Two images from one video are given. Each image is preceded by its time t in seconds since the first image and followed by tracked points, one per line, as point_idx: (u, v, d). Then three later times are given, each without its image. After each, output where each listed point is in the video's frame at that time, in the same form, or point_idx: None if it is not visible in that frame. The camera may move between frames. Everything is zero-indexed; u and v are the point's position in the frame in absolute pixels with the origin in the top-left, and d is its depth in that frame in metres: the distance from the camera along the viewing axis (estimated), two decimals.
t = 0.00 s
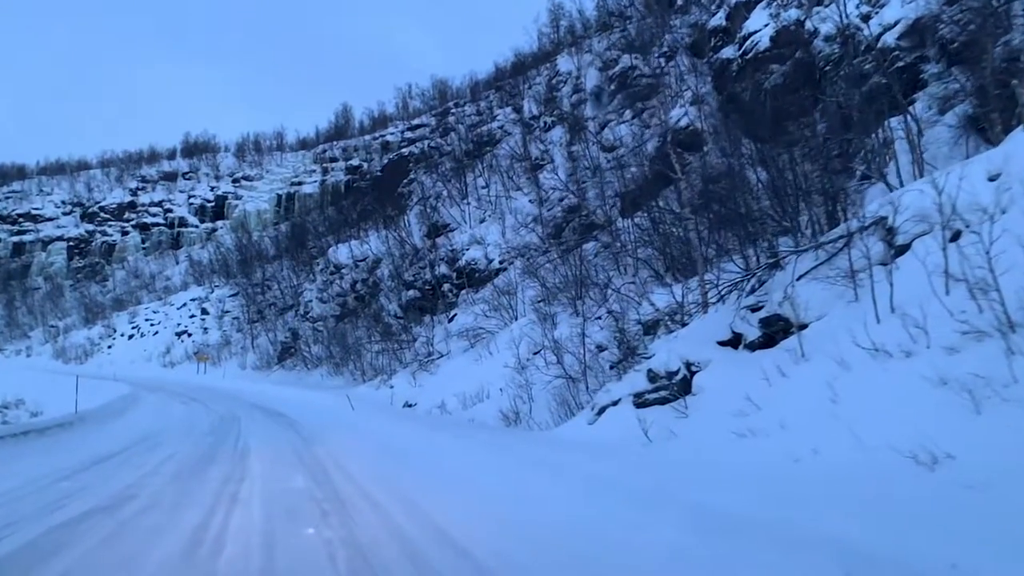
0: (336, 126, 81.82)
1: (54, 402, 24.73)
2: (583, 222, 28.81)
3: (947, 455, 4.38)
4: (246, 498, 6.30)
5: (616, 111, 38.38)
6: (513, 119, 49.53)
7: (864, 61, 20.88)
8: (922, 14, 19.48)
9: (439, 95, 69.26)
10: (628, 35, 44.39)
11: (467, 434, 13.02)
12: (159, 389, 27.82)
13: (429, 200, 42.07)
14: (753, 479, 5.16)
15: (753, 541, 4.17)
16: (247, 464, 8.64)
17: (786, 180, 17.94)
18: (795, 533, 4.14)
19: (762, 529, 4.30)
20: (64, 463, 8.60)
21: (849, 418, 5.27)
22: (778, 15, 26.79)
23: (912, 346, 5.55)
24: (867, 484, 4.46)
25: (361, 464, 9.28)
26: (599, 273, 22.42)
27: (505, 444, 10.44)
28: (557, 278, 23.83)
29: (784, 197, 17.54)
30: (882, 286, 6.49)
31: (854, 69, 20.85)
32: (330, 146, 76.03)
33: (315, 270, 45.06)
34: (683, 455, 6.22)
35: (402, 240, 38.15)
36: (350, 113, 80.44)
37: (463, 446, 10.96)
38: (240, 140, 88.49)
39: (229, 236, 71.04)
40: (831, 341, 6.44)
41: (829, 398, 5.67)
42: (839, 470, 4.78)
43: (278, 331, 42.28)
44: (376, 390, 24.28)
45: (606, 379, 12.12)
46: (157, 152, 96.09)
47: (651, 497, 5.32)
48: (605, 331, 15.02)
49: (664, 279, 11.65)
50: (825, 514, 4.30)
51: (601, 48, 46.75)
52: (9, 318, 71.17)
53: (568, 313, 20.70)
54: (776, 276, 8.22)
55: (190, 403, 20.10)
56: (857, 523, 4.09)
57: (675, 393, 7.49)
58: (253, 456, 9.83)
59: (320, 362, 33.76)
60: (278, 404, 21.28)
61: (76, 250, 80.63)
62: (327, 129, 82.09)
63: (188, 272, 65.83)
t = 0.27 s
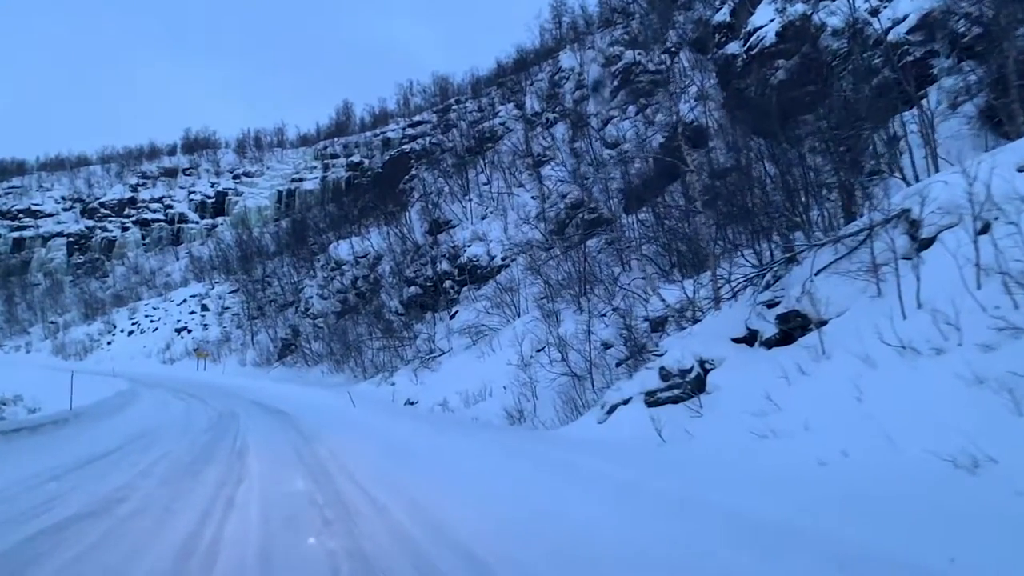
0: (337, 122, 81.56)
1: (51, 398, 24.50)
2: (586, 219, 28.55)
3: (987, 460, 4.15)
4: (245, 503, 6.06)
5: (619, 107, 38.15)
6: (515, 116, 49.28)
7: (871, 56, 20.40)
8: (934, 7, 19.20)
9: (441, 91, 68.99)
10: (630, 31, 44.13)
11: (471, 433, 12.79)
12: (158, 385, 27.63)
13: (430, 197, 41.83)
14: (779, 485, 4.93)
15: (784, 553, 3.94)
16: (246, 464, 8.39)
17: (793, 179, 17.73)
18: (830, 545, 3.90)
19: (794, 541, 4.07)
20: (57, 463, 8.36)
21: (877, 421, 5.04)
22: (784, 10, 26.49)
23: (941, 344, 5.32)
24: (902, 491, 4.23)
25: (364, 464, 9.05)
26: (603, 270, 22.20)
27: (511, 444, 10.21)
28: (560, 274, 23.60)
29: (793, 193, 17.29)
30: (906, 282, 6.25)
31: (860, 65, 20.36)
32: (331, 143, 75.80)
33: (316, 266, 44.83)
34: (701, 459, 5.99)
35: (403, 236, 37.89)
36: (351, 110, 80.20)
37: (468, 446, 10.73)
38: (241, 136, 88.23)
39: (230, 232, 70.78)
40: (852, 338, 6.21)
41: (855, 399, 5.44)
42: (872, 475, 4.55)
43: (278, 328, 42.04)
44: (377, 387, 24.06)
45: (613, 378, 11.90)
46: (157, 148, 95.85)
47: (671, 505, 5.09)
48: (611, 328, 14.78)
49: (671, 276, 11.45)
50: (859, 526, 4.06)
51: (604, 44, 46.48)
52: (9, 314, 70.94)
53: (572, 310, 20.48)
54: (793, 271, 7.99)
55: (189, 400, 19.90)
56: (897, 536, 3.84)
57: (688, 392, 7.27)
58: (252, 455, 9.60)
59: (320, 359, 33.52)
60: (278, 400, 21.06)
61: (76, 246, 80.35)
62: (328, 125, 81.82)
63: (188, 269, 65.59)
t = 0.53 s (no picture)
0: (338, 120, 81.31)
1: (49, 396, 24.22)
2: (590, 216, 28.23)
3: None
4: (242, 508, 5.80)
5: (622, 105, 37.92)
6: (517, 113, 49.02)
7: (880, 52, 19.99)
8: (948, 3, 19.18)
9: (443, 89, 68.74)
10: (633, 28, 43.91)
11: (475, 433, 12.52)
12: (157, 383, 27.37)
13: (432, 194, 41.58)
14: (806, 490, 4.67)
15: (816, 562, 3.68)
16: (244, 467, 8.13)
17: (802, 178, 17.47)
18: (867, 555, 3.64)
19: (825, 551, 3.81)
20: (49, 466, 8.11)
21: (910, 423, 4.77)
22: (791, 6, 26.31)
23: (977, 342, 5.06)
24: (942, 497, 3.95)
25: (367, 466, 8.80)
26: (607, 268, 21.95)
27: (518, 445, 9.94)
28: (565, 272, 23.32)
29: (802, 190, 17.02)
30: (936, 278, 5.97)
31: (870, 60, 19.85)
32: (332, 141, 75.59)
33: (317, 264, 44.59)
34: (721, 462, 5.72)
35: (405, 234, 37.62)
36: (353, 108, 79.99)
37: (473, 447, 10.47)
38: (242, 133, 87.99)
39: (230, 230, 70.52)
40: (878, 335, 5.94)
41: (884, 399, 5.18)
42: (909, 479, 4.28)
43: (278, 326, 41.78)
44: (379, 386, 23.82)
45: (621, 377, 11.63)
46: (159, 146, 95.66)
47: (691, 511, 4.83)
48: (617, 326, 14.51)
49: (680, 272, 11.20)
50: (895, 535, 3.81)
51: (607, 42, 46.21)
52: (9, 312, 70.71)
53: (576, 308, 20.22)
54: (812, 266, 7.72)
55: (188, 398, 19.66)
56: (950, 551, 3.52)
57: (702, 392, 7.01)
58: (252, 457, 9.36)
59: (321, 357, 33.25)
60: (278, 400, 20.80)
61: (76, 244, 80.08)
62: (329, 123, 81.57)
63: (189, 266, 65.32)
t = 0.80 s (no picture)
0: (339, 119, 81.03)
1: (46, 394, 24.00)
2: (592, 214, 27.95)
3: None
4: (236, 515, 5.57)
5: (625, 103, 37.64)
6: (519, 111, 48.73)
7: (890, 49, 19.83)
8: None
9: (444, 87, 68.47)
10: (636, 26, 43.64)
11: (478, 434, 12.24)
12: (156, 382, 27.13)
13: (433, 192, 41.32)
14: (829, 496, 4.43)
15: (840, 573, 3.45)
16: (241, 472, 7.90)
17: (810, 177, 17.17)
18: (894, 563, 3.43)
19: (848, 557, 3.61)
20: (41, 470, 7.90)
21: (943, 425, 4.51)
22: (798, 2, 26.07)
23: (1015, 340, 4.77)
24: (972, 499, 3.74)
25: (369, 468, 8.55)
26: (611, 266, 21.69)
27: (524, 445, 9.68)
28: (569, 271, 23.05)
29: (812, 186, 16.76)
30: (965, 274, 5.72)
31: (879, 57, 19.62)
32: (333, 139, 75.35)
33: (317, 262, 44.35)
34: (741, 465, 5.46)
35: (406, 232, 37.35)
36: (353, 106, 79.71)
37: (478, 448, 10.21)
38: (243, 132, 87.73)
39: (230, 228, 70.24)
40: (905, 332, 5.67)
41: (915, 399, 4.91)
42: (946, 483, 4.00)
43: (278, 325, 41.52)
44: (379, 385, 23.57)
45: (628, 377, 11.35)
46: (159, 144, 95.43)
47: (707, 517, 4.60)
48: (624, 324, 14.23)
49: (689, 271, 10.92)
50: (921, 541, 3.60)
51: (610, 39, 45.93)
52: (8, 310, 70.49)
53: (580, 307, 19.95)
54: (833, 261, 7.45)
55: (187, 397, 19.45)
56: (967, 550, 3.38)
57: (718, 392, 6.78)
58: (251, 459, 9.12)
59: (321, 356, 33.00)
60: (278, 399, 20.57)
61: (76, 242, 79.84)
62: (330, 121, 81.30)
63: (188, 265, 65.04)
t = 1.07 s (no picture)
0: (338, 118, 80.75)
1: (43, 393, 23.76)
2: (594, 212, 27.67)
3: None
4: (233, 521, 5.43)
5: (627, 101, 37.37)
6: (520, 110, 48.46)
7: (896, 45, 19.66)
8: None
9: (444, 86, 68.20)
10: (638, 25, 43.39)
11: (480, 436, 11.98)
12: (154, 381, 26.85)
13: (433, 191, 41.06)
14: (843, 496, 4.39)
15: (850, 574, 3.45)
16: (237, 476, 7.74)
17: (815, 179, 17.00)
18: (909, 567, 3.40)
19: (859, 559, 3.59)
20: (32, 478, 7.72)
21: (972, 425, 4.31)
22: None
23: None
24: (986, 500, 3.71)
25: (369, 471, 8.38)
26: (615, 265, 21.46)
27: (529, 447, 9.47)
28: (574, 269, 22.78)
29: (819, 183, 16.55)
30: (994, 269, 5.49)
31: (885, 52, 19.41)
32: (332, 138, 75.11)
33: (317, 261, 44.07)
34: (758, 466, 5.30)
35: (406, 231, 37.05)
36: (353, 105, 79.44)
37: (480, 450, 10.02)
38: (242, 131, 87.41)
39: (229, 227, 69.94)
40: (931, 329, 5.45)
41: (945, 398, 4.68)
42: (992, 492, 3.76)
43: (278, 324, 41.27)
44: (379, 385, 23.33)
45: (636, 377, 11.05)
46: (158, 143, 95.07)
47: (716, 520, 4.54)
48: (631, 324, 13.94)
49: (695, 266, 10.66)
50: (955, 548, 3.48)
51: (611, 38, 45.67)
52: (6, 310, 70.22)
53: (584, 306, 19.71)
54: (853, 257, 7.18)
55: (183, 397, 19.24)
56: (968, 548, 3.42)
57: (734, 392, 6.56)
58: (248, 462, 8.97)
59: (321, 356, 32.75)
60: (277, 399, 20.34)
61: (74, 241, 79.56)
62: (329, 121, 81.02)
63: (187, 264, 64.77)
